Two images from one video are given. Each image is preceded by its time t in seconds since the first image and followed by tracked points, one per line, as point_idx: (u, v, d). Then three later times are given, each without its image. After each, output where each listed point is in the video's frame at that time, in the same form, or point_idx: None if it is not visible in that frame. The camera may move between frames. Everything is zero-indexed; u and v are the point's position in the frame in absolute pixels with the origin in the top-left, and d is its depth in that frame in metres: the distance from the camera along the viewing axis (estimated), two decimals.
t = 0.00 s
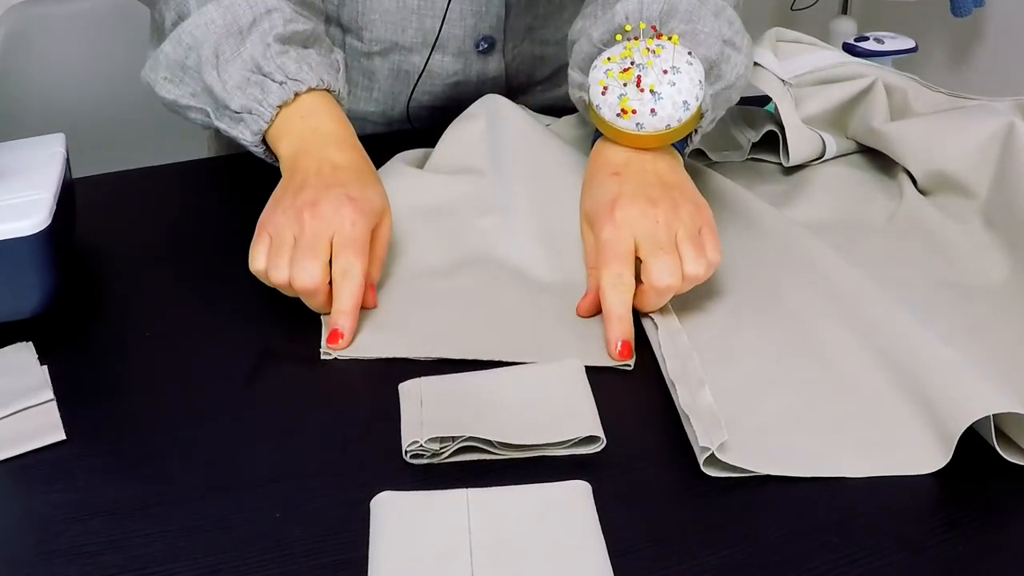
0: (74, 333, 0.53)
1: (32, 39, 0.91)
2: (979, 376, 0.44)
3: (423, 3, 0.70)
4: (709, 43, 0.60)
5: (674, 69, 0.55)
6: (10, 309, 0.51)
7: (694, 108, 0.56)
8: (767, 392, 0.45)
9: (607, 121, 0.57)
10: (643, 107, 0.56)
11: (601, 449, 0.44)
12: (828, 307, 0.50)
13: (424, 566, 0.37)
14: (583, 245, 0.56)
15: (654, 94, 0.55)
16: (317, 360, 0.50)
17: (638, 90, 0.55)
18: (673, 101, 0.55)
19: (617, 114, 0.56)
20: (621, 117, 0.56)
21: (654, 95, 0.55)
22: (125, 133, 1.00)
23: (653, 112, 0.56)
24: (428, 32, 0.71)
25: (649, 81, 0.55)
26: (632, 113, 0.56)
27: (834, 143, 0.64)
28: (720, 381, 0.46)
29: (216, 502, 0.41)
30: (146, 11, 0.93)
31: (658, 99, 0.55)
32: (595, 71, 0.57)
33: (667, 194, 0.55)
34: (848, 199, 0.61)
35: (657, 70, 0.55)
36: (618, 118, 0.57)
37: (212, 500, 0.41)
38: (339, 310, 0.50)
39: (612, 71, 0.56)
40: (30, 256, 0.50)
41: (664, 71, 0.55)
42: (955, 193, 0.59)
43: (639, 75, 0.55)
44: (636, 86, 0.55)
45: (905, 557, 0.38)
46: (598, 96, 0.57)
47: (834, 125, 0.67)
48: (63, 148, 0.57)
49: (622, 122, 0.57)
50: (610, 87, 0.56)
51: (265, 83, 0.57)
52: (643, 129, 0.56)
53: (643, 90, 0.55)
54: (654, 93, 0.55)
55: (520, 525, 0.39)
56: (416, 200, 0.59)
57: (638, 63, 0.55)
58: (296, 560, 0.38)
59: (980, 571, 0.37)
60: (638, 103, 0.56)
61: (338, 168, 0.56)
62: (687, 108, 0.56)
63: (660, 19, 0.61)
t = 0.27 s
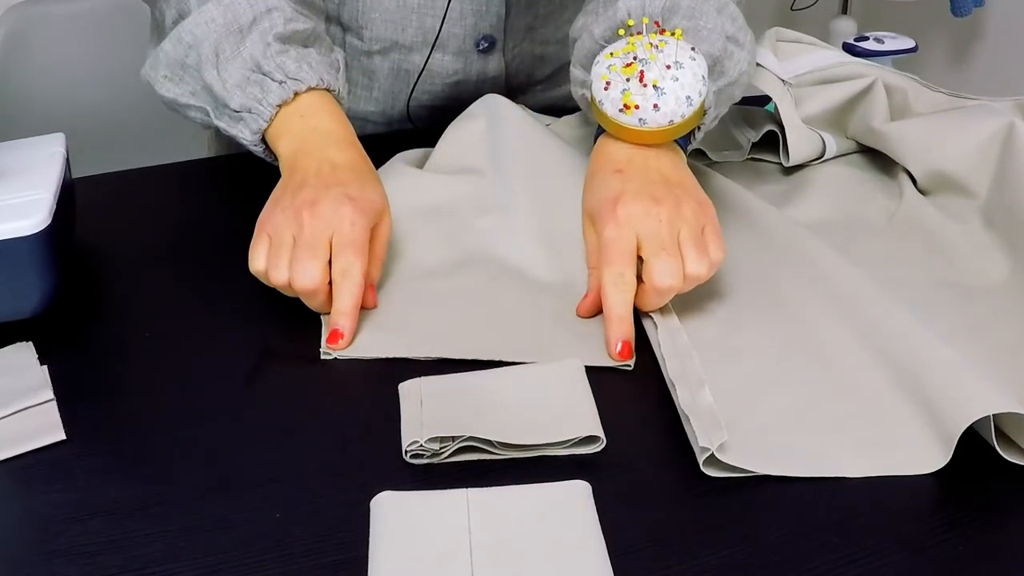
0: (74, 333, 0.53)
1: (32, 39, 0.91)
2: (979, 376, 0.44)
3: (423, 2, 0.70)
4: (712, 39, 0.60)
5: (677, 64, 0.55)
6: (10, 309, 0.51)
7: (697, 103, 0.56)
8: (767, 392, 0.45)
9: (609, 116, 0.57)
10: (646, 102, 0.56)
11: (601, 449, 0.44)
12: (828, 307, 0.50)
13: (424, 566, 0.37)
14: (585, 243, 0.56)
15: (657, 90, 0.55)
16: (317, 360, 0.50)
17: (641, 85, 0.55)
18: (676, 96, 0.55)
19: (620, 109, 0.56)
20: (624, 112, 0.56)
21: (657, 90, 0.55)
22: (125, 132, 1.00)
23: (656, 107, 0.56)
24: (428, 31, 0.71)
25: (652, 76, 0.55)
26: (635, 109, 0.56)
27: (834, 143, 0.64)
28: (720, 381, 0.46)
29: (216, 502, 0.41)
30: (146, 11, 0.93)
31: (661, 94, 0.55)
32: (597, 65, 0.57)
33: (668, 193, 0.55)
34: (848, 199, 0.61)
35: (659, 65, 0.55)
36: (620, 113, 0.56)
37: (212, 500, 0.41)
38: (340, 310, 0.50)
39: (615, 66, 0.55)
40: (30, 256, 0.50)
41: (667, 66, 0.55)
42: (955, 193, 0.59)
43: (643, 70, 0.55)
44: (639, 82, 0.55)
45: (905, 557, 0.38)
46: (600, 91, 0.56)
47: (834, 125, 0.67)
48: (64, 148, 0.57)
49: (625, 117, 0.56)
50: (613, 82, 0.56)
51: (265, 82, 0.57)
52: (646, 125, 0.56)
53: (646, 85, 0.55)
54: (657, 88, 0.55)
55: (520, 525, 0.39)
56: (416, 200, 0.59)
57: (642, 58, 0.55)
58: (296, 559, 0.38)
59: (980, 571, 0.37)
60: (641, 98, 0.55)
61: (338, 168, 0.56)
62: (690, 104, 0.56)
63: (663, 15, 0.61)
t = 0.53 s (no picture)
0: (74, 333, 0.53)
1: (32, 39, 0.91)
2: (979, 376, 0.44)
3: (423, 2, 0.70)
4: (711, 43, 0.60)
5: (681, 71, 0.55)
6: (10, 308, 0.51)
7: (699, 112, 0.56)
8: (767, 392, 0.45)
9: (611, 121, 0.57)
10: (649, 108, 0.56)
11: (601, 449, 0.44)
12: (828, 307, 0.50)
13: (424, 567, 0.37)
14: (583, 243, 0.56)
15: (660, 96, 0.55)
16: (317, 360, 0.50)
17: (645, 92, 0.55)
18: (679, 103, 0.55)
19: (622, 114, 0.56)
20: (626, 117, 0.56)
21: (660, 97, 0.55)
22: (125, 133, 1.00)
23: (658, 114, 0.56)
24: (428, 31, 0.71)
25: (656, 82, 0.55)
26: (637, 114, 0.56)
27: (834, 143, 0.64)
28: (720, 381, 0.46)
29: (216, 501, 0.41)
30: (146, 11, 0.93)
31: (665, 101, 0.55)
32: (601, 70, 0.57)
33: (668, 196, 0.55)
34: (848, 199, 0.61)
35: (663, 72, 0.55)
36: (622, 118, 0.56)
37: (212, 500, 0.41)
38: (336, 310, 0.50)
39: (619, 70, 0.55)
40: (30, 256, 0.50)
41: (671, 72, 0.55)
42: (955, 193, 0.59)
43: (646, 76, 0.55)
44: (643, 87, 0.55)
45: (905, 557, 0.38)
46: (603, 96, 0.56)
47: (834, 125, 0.67)
48: (63, 148, 0.57)
49: (627, 123, 0.56)
50: (616, 87, 0.56)
51: (260, 77, 0.57)
52: (648, 131, 0.56)
53: (650, 91, 0.55)
54: (660, 95, 0.55)
55: (520, 526, 0.39)
56: (416, 200, 0.59)
57: (645, 65, 0.55)
58: (296, 559, 0.38)
59: (980, 571, 0.37)
60: (644, 104, 0.56)
61: (331, 164, 0.56)
62: (692, 112, 0.56)
63: (663, 18, 0.60)
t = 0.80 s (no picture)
0: (74, 333, 0.53)
1: (32, 38, 0.91)
2: (979, 376, 0.44)
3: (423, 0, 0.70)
4: (715, 51, 0.60)
5: (709, 92, 0.56)
6: (9, 309, 0.51)
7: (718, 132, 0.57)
8: (767, 392, 0.45)
9: (633, 131, 0.57)
10: (675, 124, 0.56)
11: (601, 449, 0.44)
12: (828, 307, 0.50)
13: (424, 566, 0.37)
14: (591, 243, 0.56)
15: (688, 114, 0.55)
16: (317, 360, 0.50)
17: (674, 107, 0.56)
18: (704, 122, 0.56)
19: (647, 127, 0.56)
20: (650, 130, 0.56)
21: (687, 114, 0.56)
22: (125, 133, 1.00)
23: (683, 131, 0.56)
24: (428, 31, 0.72)
25: (687, 100, 0.55)
26: (662, 129, 0.56)
27: (834, 143, 0.64)
28: (720, 381, 0.46)
29: (216, 502, 0.41)
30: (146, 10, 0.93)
31: (691, 118, 0.56)
32: (627, 80, 0.57)
33: (684, 209, 0.55)
34: (848, 200, 0.61)
35: (694, 91, 0.55)
36: (646, 130, 0.57)
37: (212, 500, 0.41)
38: (331, 311, 0.50)
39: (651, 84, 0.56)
40: (30, 256, 0.50)
41: (700, 92, 0.56)
42: (955, 194, 0.59)
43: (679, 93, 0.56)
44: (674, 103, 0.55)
45: (905, 556, 0.38)
46: (629, 106, 0.57)
47: (834, 125, 0.67)
48: (64, 148, 0.57)
49: (649, 135, 0.57)
50: (647, 100, 0.56)
51: (251, 90, 0.57)
52: (669, 146, 0.56)
53: (680, 109, 0.56)
54: (688, 112, 0.56)
55: (520, 526, 0.39)
56: (415, 200, 0.59)
57: (677, 82, 0.56)
58: (296, 559, 0.38)
59: (981, 571, 0.37)
60: (671, 120, 0.56)
61: (320, 173, 0.56)
62: (713, 131, 0.56)
63: (671, 27, 0.60)
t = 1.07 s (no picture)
0: (74, 333, 0.53)
1: (33, 38, 0.91)
2: (979, 376, 0.44)
3: None
4: (694, 36, 0.60)
5: (657, 61, 0.55)
6: (9, 308, 0.52)
7: (674, 102, 0.56)
8: (767, 392, 0.46)
9: (585, 109, 0.57)
10: (624, 98, 0.56)
11: (601, 449, 0.44)
12: (828, 307, 0.50)
13: (423, 567, 0.37)
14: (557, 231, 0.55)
15: (636, 86, 0.55)
16: (317, 360, 0.50)
17: (620, 81, 0.55)
18: (654, 93, 0.55)
19: (597, 103, 0.56)
20: (601, 106, 0.56)
21: (635, 86, 0.55)
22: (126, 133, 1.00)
23: (633, 103, 0.56)
24: (428, 31, 0.72)
25: (633, 72, 0.55)
26: (612, 104, 0.56)
27: (834, 143, 0.64)
28: (720, 381, 0.46)
29: (216, 502, 0.41)
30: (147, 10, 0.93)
31: (639, 90, 0.55)
32: (578, 60, 0.57)
33: (641, 183, 0.55)
34: (848, 199, 0.61)
35: (639, 62, 0.55)
36: (597, 107, 0.57)
37: (212, 500, 0.41)
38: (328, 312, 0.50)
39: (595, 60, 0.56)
40: (29, 256, 0.50)
41: (648, 63, 0.55)
42: (955, 194, 0.59)
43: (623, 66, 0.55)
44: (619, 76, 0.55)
45: (905, 556, 0.38)
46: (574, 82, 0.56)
47: (834, 125, 0.67)
48: (64, 148, 0.57)
49: (601, 112, 0.57)
50: (592, 76, 0.56)
51: (246, 83, 0.57)
52: (622, 120, 0.56)
53: (626, 81, 0.55)
54: (635, 84, 0.55)
55: (520, 526, 0.39)
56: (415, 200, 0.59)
57: (621, 54, 0.55)
58: (296, 559, 0.38)
59: (980, 571, 0.37)
60: (619, 93, 0.56)
61: (313, 168, 0.56)
62: (667, 102, 0.56)
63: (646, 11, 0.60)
